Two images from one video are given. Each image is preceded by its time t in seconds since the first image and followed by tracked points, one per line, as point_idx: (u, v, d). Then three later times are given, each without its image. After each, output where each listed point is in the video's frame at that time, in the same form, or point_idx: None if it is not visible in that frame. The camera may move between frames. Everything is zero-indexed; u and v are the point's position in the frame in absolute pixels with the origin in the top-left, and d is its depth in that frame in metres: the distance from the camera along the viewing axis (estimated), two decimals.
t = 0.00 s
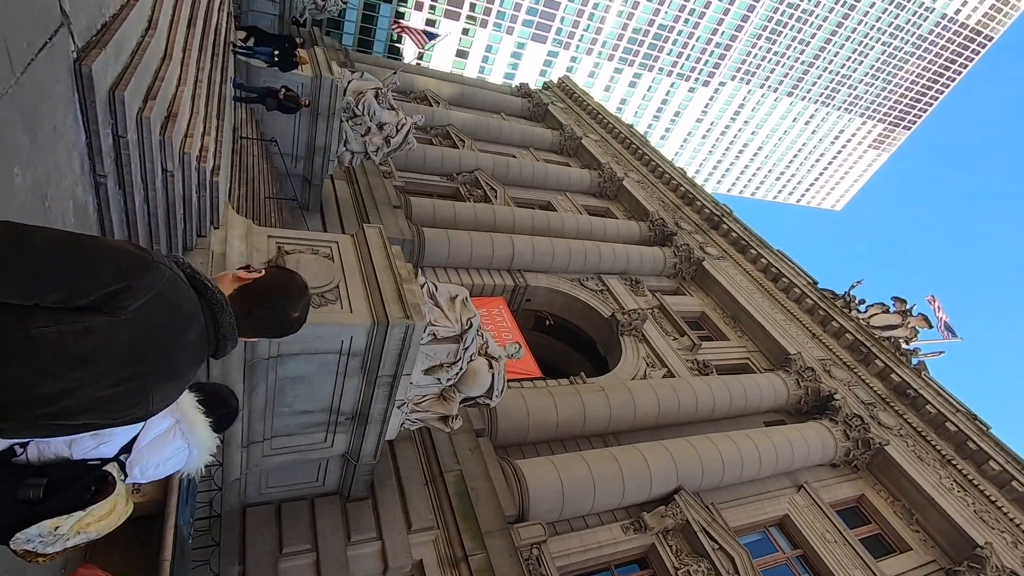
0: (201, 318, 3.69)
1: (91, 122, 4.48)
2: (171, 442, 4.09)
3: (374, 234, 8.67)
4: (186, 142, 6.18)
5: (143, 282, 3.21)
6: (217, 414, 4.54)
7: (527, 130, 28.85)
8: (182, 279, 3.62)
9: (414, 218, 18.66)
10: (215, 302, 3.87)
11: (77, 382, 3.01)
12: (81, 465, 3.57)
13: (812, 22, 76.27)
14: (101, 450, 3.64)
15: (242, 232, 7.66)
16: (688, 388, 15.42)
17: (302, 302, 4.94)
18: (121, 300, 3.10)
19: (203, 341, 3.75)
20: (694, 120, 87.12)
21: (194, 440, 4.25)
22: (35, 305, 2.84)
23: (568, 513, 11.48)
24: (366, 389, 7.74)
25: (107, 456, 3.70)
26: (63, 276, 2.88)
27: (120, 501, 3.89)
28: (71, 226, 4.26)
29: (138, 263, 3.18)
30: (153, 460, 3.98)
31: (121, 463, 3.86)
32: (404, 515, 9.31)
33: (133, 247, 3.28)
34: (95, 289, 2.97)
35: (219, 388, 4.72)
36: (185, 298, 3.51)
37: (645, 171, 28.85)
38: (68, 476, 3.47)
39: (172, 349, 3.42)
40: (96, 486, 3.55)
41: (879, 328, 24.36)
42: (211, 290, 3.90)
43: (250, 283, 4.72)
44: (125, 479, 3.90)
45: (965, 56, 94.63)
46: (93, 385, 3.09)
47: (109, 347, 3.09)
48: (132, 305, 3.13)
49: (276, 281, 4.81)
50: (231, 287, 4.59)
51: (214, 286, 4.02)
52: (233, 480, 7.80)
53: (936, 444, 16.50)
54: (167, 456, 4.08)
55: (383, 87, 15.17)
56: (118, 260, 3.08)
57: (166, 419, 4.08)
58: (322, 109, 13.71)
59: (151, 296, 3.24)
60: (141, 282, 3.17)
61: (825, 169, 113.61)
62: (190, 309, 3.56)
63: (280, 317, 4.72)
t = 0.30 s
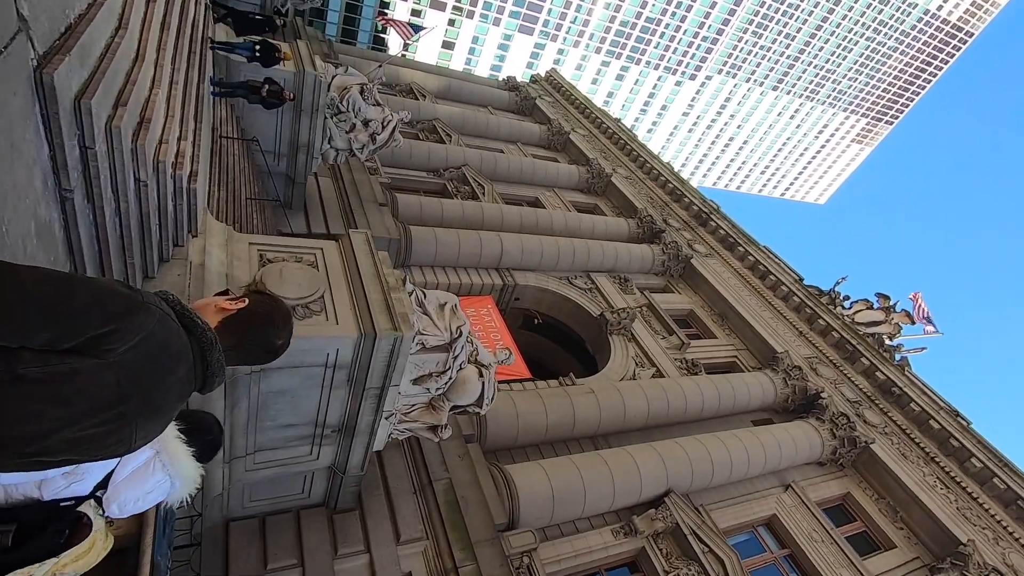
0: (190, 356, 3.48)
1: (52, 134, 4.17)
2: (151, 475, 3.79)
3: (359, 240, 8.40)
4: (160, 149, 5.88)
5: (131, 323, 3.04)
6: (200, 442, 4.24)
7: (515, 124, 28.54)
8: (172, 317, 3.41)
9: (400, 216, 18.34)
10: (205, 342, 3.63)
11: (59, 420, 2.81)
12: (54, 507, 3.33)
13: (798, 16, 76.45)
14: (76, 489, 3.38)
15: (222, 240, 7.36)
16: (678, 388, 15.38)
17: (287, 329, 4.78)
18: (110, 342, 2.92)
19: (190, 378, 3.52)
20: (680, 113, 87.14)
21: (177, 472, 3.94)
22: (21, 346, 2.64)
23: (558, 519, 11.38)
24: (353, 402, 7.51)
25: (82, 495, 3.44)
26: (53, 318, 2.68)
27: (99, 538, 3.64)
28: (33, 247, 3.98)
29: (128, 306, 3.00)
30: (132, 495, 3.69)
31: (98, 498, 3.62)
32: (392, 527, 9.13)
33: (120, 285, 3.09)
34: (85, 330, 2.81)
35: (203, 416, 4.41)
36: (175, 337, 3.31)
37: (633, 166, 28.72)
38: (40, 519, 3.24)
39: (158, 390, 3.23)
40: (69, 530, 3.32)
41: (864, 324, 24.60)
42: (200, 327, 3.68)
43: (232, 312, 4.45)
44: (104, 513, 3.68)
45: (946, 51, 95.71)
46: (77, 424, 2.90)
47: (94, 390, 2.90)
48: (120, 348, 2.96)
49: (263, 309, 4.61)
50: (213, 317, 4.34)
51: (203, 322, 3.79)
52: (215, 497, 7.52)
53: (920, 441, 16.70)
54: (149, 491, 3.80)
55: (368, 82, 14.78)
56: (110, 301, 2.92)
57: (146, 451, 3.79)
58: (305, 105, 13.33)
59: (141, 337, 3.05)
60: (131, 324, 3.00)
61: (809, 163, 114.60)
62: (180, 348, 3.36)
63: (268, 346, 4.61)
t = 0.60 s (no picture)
0: (179, 363, 3.26)
1: (31, 146, 3.92)
2: (141, 486, 3.62)
3: (357, 242, 8.18)
4: (148, 155, 5.60)
5: (109, 326, 2.81)
6: (196, 450, 4.11)
7: (509, 114, 28.14)
8: (156, 321, 3.21)
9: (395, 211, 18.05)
10: (194, 346, 3.45)
11: (38, 434, 2.49)
12: (33, 520, 3.12)
13: None
14: (59, 501, 3.27)
15: (216, 246, 7.14)
16: (678, 381, 15.29)
17: (285, 331, 4.51)
18: (87, 343, 2.68)
19: (181, 387, 3.30)
20: (674, 99, 86.45)
21: (171, 483, 3.77)
22: None
23: (562, 517, 11.29)
24: (354, 410, 7.32)
25: (67, 507, 3.32)
26: (18, 320, 2.45)
27: (85, 560, 3.43)
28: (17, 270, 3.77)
29: (103, 306, 2.78)
30: (121, 508, 3.54)
31: (86, 514, 3.44)
32: (396, 532, 9.00)
33: (95, 287, 2.88)
34: (55, 333, 2.55)
35: (197, 422, 4.30)
36: (159, 343, 3.10)
37: (629, 155, 28.42)
38: (14, 532, 3.02)
39: (146, 400, 2.98)
40: (48, 544, 3.09)
41: (861, 311, 24.59)
42: (189, 332, 3.49)
43: (224, 317, 4.18)
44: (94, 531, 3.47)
45: (939, 34, 95.39)
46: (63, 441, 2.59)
47: (76, 402, 2.60)
48: (98, 352, 2.71)
49: (257, 312, 4.34)
50: (205, 322, 4.07)
51: (193, 328, 3.58)
52: (214, 509, 7.35)
53: (919, 430, 16.74)
54: (140, 503, 3.62)
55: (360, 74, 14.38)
56: (80, 300, 2.70)
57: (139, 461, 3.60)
58: (297, 100, 12.97)
59: (120, 340, 2.81)
60: (107, 325, 2.76)
61: (803, 148, 114.44)
62: (166, 354, 3.14)
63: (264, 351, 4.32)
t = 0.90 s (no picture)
0: (193, 396, 3.00)
1: (25, 230, 3.83)
2: (168, 552, 3.42)
3: (365, 276, 8.05)
4: (147, 218, 5.51)
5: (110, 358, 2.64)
6: (223, 520, 4.03)
7: (502, 125, 28.11)
8: (166, 351, 2.98)
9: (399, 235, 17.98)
10: (210, 377, 3.20)
11: (45, 481, 2.32)
12: None
13: None
14: None
15: (223, 297, 7.05)
16: (701, 379, 15.04)
17: (308, 357, 4.36)
18: (88, 378, 2.51)
19: (199, 422, 3.04)
20: (664, 92, 86.15)
21: (199, 546, 3.61)
22: None
23: (599, 531, 11.05)
24: (378, 451, 7.17)
25: None
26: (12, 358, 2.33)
27: None
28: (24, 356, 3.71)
29: (102, 337, 2.62)
30: None
31: None
32: (431, 566, 8.82)
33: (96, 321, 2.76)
34: (49, 371, 2.40)
35: (217, 495, 4.22)
36: (169, 374, 2.86)
37: (626, 154, 28.23)
38: None
39: (157, 436, 2.72)
40: None
41: (877, 287, 24.18)
42: (202, 363, 3.22)
43: (243, 348, 4.06)
44: None
45: None
46: (74, 486, 2.40)
47: (79, 442, 2.40)
48: (100, 385, 2.54)
49: (276, 339, 4.18)
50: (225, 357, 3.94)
51: (208, 359, 3.31)
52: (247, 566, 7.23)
53: (953, 404, 16.33)
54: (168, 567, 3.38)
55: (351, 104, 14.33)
56: (77, 334, 2.54)
57: (162, 526, 3.45)
58: (290, 137, 12.96)
59: (123, 371, 2.63)
60: (107, 357, 2.59)
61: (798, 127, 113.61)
62: (178, 386, 2.90)
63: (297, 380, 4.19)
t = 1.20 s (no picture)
0: (257, 477, 2.81)
1: (44, 327, 3.77)
2: None
3: (384, 305, 7.98)
4: (161, 289, 5.43)
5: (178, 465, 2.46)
6: None
7: (489, 123, 27.95)
8: (222, 440, 2.79)
9: (406, 251, 17.91)
10: (269, 454, 3.01)
11: None
12: None
13: None
14: None
15: (247, 350, 7.02)
16: (730, 348, 14.82)
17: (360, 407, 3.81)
18: (161, 492, 2.33)
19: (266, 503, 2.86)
20: (644, 62, 85.08)
21: None
22: (66, 534, 2.12)
23: (653, 519, 10.95)
24: (425, 479, 7.12)
25: None
26: (87, 486, 2.20)
27: None
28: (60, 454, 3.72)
29: (167, 446, 2.44)
30: None
31: None
32: None
33: (155, 426, 2.55)
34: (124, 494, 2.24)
35: None
36: (232, 464, 2.68)
37: (618, 132, 27.88)
38: None
39: (235, 530, 2.51)
40: None
41: (893, 226, 23.68)
42: (257, 442, 3.00)
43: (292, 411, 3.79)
44: None
45: None
46: None
47: (161, 555, 2.18)
48: (177, 495, 2.36)
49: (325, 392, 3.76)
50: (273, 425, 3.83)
51: (261, 435, 3.12)
52: None
53: (989, 334, 15.91)
54: None
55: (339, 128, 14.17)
56: (141, 446, 2.36)
57: None
58: (284, 173, 12.92)
59: (194, 476, 2.44)
60: (176, 465, 2.40)
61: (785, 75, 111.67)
62: (241, 472, 2.71)
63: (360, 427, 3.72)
